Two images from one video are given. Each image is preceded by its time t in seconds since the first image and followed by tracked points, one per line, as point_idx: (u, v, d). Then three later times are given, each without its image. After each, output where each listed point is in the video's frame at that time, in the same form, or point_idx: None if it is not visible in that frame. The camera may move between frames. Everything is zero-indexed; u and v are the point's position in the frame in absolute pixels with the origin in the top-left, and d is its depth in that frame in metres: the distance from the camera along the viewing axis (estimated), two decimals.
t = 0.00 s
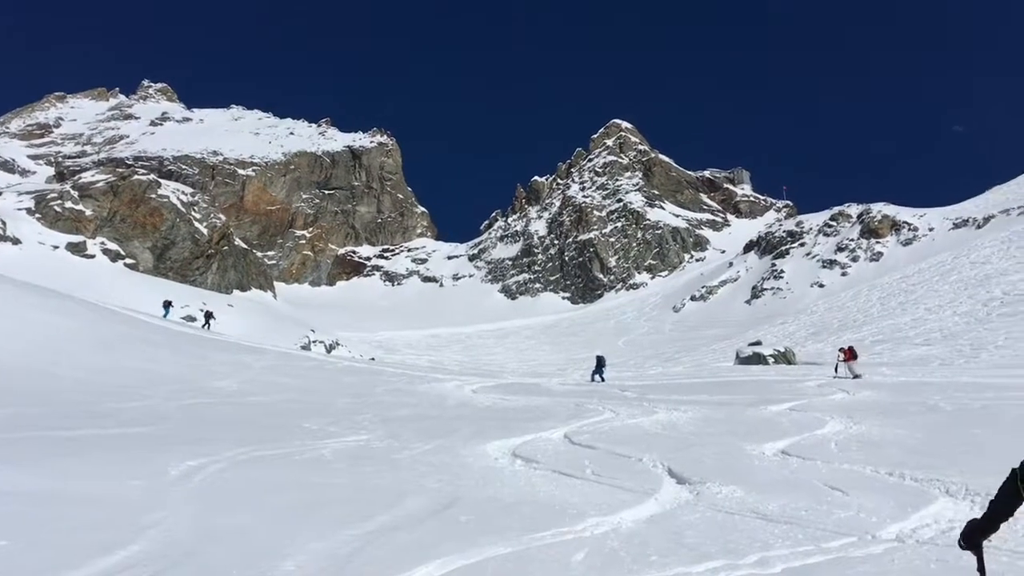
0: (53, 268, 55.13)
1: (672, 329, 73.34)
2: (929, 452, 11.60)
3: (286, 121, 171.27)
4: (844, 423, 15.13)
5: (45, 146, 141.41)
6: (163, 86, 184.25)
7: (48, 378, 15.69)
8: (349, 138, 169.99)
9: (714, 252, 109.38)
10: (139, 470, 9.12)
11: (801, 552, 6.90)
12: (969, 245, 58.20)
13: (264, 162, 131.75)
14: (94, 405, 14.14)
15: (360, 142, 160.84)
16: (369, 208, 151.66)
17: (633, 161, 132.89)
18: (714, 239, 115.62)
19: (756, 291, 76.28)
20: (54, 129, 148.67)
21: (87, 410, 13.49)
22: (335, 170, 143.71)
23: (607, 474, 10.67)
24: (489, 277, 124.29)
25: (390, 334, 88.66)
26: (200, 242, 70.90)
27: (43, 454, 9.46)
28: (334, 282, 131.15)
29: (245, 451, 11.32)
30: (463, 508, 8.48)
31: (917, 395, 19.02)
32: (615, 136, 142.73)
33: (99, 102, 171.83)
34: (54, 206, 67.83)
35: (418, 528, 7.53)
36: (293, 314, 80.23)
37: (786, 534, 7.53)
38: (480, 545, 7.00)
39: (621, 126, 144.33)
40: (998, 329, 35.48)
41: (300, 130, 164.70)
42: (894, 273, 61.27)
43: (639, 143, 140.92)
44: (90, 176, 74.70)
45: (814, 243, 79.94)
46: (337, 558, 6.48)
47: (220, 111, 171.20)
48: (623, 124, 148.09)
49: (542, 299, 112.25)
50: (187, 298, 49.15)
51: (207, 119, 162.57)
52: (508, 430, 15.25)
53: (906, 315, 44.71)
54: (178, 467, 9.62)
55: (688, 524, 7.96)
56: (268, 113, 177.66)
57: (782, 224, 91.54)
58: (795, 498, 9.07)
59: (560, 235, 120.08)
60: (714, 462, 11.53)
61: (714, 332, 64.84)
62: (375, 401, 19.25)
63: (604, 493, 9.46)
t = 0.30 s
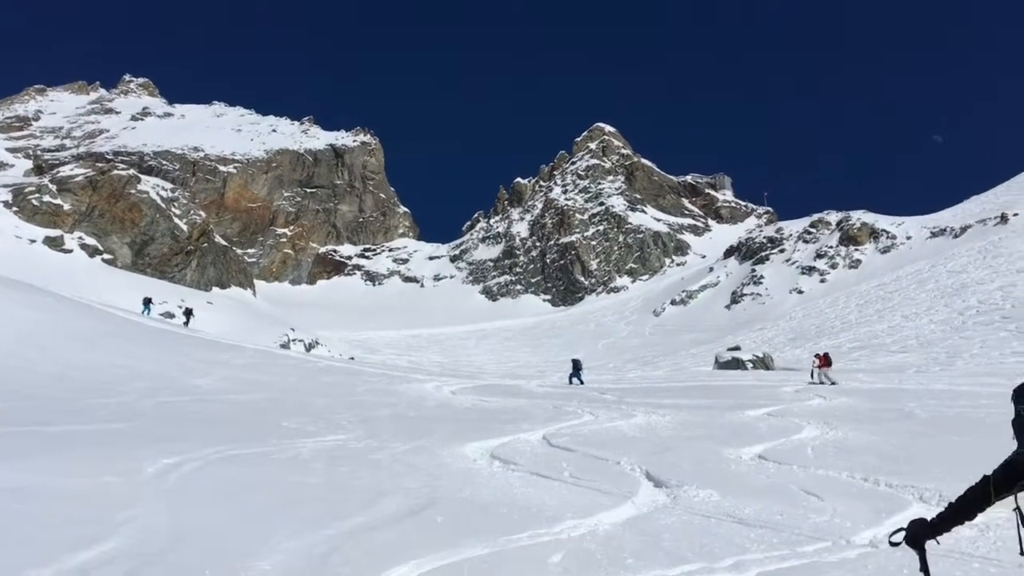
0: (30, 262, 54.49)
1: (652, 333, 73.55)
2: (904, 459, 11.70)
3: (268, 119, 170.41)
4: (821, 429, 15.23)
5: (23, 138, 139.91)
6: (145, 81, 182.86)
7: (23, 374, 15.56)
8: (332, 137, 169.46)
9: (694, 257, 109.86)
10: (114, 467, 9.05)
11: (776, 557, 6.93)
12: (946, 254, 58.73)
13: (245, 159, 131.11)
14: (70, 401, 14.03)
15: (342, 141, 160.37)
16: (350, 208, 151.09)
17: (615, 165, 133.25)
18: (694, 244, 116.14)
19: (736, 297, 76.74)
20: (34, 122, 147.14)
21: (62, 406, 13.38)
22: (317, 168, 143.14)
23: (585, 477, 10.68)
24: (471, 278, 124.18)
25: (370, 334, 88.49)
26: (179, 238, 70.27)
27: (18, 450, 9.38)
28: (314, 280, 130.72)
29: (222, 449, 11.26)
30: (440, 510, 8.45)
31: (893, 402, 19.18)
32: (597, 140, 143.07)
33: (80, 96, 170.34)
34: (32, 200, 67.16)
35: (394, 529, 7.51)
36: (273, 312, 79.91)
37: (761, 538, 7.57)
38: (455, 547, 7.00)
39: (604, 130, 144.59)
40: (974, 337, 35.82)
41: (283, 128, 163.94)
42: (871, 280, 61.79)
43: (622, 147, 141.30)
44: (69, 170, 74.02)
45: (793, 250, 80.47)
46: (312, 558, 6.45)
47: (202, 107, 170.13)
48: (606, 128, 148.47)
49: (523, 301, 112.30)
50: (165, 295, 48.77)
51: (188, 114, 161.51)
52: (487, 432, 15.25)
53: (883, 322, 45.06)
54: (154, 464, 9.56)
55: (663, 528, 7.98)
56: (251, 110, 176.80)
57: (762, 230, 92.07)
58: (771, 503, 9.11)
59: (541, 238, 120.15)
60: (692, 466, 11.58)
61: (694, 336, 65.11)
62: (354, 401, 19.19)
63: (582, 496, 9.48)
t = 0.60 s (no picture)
0: None
1: (625, 336, 73.85)
2: (870, 465, 11.86)
3: (244, 114, 169.21)
4: (790, 434, 15.37)
5: None
6: (118, 73, 180.89)
7: None
8: (307, 134, 168.64)
9: (669, 261, 110.44)
10: (79, 463, 8.95)
11: (743, 560, 6.99)
12: (916, 262, 59.40)
13: (220, 154, 130.63)
14: (37, 396, 13.87)
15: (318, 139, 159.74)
16: (326, 205, 150.28)
17: (591, 168, 133.67)
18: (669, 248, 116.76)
19: (709, 301, 77.27)
20: (5, 112, 145.02)
21: (28, 401, 13.22)
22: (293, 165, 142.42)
23: (556, 479, 10.70)
24: (445, 279, 123.90)
25: (344, 332, 88.12)
26: (151, 232, 69.49)
27: None
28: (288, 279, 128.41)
29: (190, 446, 11.16)
30: (410, 510, 8.43)
31: (861, 408, 19.36)
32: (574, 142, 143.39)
33: (52, 87, 168.16)
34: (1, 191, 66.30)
35: (363, 528, 7.46)
36: (245, 309, 79.36)
37: (729, 542, 7.61)
38: (425, 547, 7.00)
39: (581, 133, 144.83)
40: (941, 345, 36.30)
41: (258, 124, 162.95)
42: (842, 288, 62.39)
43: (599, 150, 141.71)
44: (40, 162, 73.08)
45: (766, 256, 81.10)
46: (280, 557, 6.41)
47: (177, 100, 168.61)
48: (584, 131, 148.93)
49: (497, 302, 112.29)
50: (136, 290, 48.25)
51: (163, 108, 160.04)
52: (459, 432, 15.25)
53: (853, 329, 45.50)
54: (120, 461, 9.45)
55: (634, 531, 8.02)
56: (226, 104, 175.51)
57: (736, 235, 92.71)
58: (739, 507, 9.18)
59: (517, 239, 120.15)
60: (662, 469, 11.67)
61: (666, 340, 65.44)
62: (325, 399, 19.11)
63: (552, 496, 9.53)
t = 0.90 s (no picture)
0: None
1: (599, 338, 74.02)
2: (840, 468, 11.98)
3: (219, 109, 168.02)
4: (761, 437, 15.49)
5: None
6: (92, 65, 178.91)
7: None
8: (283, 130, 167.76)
9: (643, 263, 110.91)
10: (47, 458, 8.84)
11: (713, 561, 7.05)
12: (888, 268, 60.02)
13: (194, 149, 129.76)
14: (6, 391, 13.69)
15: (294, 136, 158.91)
16: (301, 203, 149.39)
17: (568, 169, 133.91)
18: (644, 251, 117.20)
19: (682, 304, 77.69)
20: None
21: None
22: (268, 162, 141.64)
23: (528, 479, 10.72)
24: (420, 278, 123.48)
25: (317, 330, 87.73)
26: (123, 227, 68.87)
27: None
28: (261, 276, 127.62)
29: (159, 443, 11.07)
30: (381, 509, 8.43)
31: (830, 412, 19.52)
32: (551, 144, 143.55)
33: (24, 78, 166.02)
34: None
35: (332, 528, 7.44)
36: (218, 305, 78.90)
37: (699, 543, 7.67)
38: (396, 546, 6.99)
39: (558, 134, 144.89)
40: (911, 350, 36.72)
41: (233, 120, 161.94)
42: (814, 292, 62.95)
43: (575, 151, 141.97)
44: (12, 155, 72.38)
45: (740, 259, 81.63)
46: (250, 556, 6.39)
47: (151, 94, 167.20)
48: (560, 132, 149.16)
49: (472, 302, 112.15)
50: (107, 285, 47.74)
51: (137, 103, 158.62)
52: (431, 432, 15.21)
53: (824, 333, 45.91)
54: (87, 457, 9.34)
55: (605, 531, 8.05)
56: (201, 99, 174.12)
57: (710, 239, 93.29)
58: (711, 509, 9.25)
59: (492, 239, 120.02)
60: (634, 470, 11.74)
61: (640, 342, 65.67)
62: (297, 397, 19.00)
63: (524, 497, 9.55)
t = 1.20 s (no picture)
0: None
1: (578, 338, 74.20)
2: (815, 468, 12.09)
3: (198, 106, 167.21)
4: (737, 438, 15.60)
5: None
6: (70, 59, 177.43)
7: None
8: (263, 128, 167.10)
9: (623, 265, 111.38)
10: (17, 456, 8.73)
11: (688, 562, 7.09)
12: (865, 271, 60.54)
13: (173, 146, 129.42)
14: None
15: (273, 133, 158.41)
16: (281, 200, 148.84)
17: (549, 169, 134.12)
18: (624, 252, 117.64)
19: (662, 305, 78.05)
20: None
21: None
22: (247, 159, 141.13)
23: (506, 479, 10.70)
24: (400, 277, 123.18)
25: (296, 328, 87.60)
26: (101, 223, 68.26)
27: None
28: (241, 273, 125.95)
29: (136, 441, 10.98)
30: (358, 508, 8.41)
31: (807, 414, 19.66)
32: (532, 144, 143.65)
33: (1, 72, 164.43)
34: None
35: (308, 527, 7.40)
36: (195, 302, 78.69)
37: (675, 543, 7.71)
38: (372, 545, 6.97)
39: (539, 134, 144.95)
40: (886, 353, 37.08)
41: (213, 117, 161.25)
42: (791, 295, 63.43)
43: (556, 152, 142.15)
44: None
45: (719, 261, 82.11)
46: (225, 555, 6.32)
47: (130, 89, 166.25)
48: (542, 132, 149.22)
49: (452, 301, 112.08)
50: (84, 280, 47.40)
51: (115, 98, 157.63)
52: (409, 431, 15.15)
53: (801, 336, 46.24)
54: (58, 455, 9.21)
55: (583, 531, 8.06)
56: (180, 95, 173.16)
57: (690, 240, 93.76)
58: (687, 509, 9.31)
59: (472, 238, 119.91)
60: (611, 470, 11.78)
61: (619, 343, 65.91)
62: (274, 395, 18.90)
63: (502, 496, 9.55)
